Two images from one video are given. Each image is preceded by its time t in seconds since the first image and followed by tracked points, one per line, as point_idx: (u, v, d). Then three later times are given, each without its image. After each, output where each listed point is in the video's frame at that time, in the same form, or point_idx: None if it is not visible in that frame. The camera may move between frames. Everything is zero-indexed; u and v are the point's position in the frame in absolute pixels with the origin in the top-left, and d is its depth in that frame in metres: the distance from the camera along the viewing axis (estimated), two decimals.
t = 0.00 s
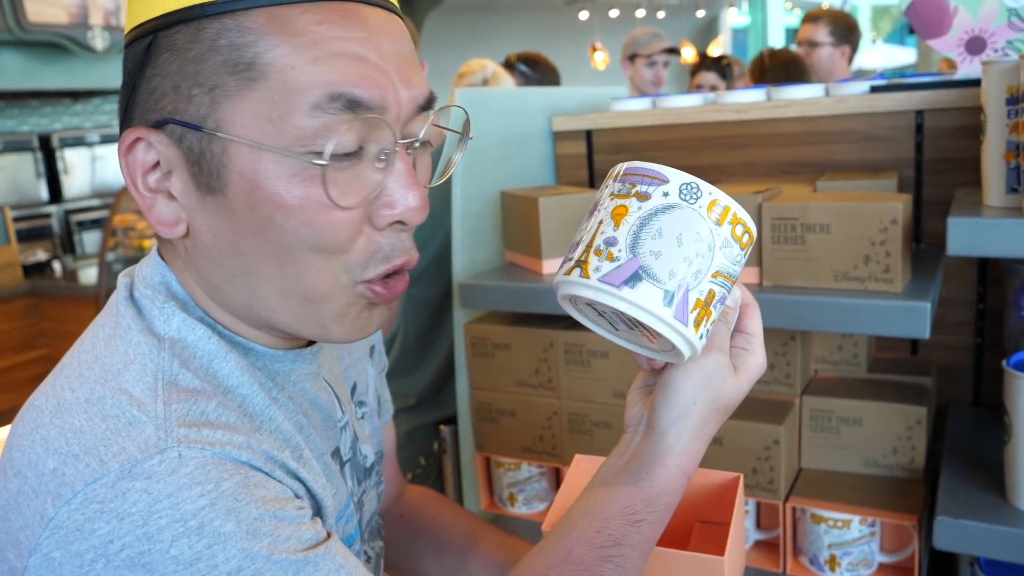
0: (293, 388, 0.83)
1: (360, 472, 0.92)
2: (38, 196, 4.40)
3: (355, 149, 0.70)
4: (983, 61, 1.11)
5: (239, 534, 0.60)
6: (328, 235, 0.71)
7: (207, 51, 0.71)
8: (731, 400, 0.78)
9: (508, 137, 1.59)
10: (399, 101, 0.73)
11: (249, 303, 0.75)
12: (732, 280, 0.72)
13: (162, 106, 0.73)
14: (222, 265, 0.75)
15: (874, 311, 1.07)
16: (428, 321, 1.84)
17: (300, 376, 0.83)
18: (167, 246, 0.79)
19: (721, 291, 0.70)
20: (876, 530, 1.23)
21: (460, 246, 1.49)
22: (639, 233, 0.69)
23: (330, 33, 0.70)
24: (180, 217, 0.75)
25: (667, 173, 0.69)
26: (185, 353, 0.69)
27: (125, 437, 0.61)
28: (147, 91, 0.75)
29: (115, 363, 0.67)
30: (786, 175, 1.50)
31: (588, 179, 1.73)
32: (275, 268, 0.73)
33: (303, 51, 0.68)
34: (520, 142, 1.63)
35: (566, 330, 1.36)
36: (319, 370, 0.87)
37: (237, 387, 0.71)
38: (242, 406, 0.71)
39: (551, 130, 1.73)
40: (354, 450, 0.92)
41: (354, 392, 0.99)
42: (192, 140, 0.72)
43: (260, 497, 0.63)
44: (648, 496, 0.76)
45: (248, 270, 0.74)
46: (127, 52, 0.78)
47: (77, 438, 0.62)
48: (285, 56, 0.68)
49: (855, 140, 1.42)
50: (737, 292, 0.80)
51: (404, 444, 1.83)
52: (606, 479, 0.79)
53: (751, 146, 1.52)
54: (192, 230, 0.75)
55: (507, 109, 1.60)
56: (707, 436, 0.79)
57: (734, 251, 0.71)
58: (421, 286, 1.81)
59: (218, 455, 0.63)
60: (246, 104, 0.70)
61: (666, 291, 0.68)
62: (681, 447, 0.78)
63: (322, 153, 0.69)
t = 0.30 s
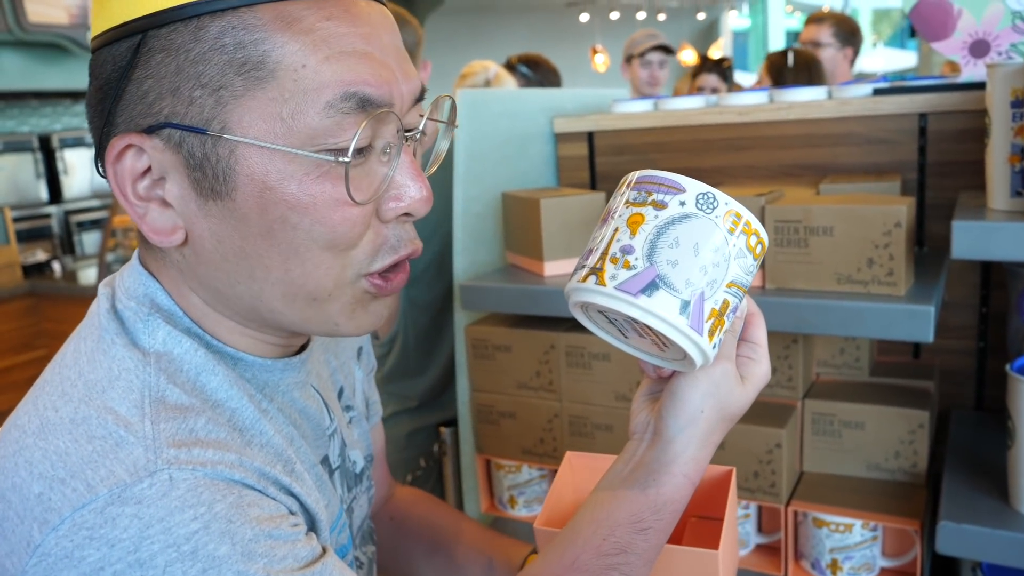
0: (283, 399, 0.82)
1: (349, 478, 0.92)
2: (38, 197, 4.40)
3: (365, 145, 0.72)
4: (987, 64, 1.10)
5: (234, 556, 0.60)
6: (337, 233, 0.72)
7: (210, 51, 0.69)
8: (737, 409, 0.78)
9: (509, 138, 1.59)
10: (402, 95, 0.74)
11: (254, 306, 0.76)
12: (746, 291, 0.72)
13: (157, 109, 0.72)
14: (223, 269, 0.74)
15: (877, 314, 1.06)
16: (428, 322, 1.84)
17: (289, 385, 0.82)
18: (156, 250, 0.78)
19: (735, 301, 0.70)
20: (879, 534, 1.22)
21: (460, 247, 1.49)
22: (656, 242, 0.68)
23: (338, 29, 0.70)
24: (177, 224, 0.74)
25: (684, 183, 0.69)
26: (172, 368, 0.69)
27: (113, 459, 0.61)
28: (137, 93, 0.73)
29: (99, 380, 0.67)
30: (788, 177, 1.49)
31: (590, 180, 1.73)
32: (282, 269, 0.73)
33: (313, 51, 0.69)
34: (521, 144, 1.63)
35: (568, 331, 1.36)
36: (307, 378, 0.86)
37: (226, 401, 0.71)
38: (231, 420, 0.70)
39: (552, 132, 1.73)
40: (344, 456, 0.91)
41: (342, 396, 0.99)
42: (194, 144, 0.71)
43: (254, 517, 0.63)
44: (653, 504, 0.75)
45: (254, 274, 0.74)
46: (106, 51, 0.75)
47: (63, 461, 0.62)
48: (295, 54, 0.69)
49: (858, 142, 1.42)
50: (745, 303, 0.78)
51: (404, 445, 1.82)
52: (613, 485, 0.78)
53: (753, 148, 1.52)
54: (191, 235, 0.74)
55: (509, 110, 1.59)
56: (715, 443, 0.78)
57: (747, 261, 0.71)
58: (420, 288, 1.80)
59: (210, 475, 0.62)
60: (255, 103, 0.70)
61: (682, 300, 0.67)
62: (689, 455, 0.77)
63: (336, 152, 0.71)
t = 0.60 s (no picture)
0: (278, 405, 0.81)
1: (343, 484, 0.92)
2: (41, 198, 4.41)
3: (366, 145, 0.73)
4: (990, 67, 1.10)
5: (233, 567, 0.60)
6: (337, 232, 0.72)
7: (211, 49, 0.69)
8: (743, 417, 0.78)
9: (511, 141, 1.59)
10: (400, 94, 0.75)
11: (252, 307, 0.76)
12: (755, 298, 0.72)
13: (156, 108, 0.71)
14: (223, 270, 0.74)
15: (879, 318, 1.06)
16: (427, 325, 1.84)
17: (283, 392, 0.82)
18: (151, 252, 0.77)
19: (743, 309, 0.70)
20: (880, 538, 1.22)
21: (461, 250, 1.49)
22: (664, 250, 0.68)
23: (339, 28, 0.71)
24: (176, 225, 0.73)
25: (692, 191, 0.69)
26: (167, 377, 0.69)
27: (109, 470, 0.60)
28: (135, 92, 0.72)
29: (93, 390, 0.66)
30: (790, 179, 1.49)
31: (591, 183, 1.73)
32: (282, 269, 0.73)
33: (315, 49, 0.69)
34: (522, 146, 1.63)
35: (568, 334, 1.36)
36: (301, 384, 0.86)
37: (221, 409, 0.71)
38: (227, 428, 0.70)
39: (554, 134, 1.73)
40: (338, 462, 0.91)
41: (335, 402, 0.98)
42: (195, 143, 0.71)
43: (253, 527, 0.63)
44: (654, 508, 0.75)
45: (253, 274, 0.74)
46: (100, 52, 0.74)
47: (57, 472, 0.61)
48: (298, 53, 0.69)
49: (861, 145, 1.41)
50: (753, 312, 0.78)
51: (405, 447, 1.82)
52: (619, 491, 0.78)
53: (755, 151, 1.52)
54: (190, 236, 0.74)
55: (511, 112, 1.59)
56: (721, 452, 0.78)
57: (755, 269, 0.71)
58: (420, 290, 1.79)
59: (208, 485, 0.62)
60: (257, 101, 0.70)
61: (691, 308, 0.67)
62: (693, 462, 0.77)
63: (341, 148, 0.71)
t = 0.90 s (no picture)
0: (283, 407, 0.82)
1: (346, 487, 0.92)
2: (44, 199, 4.43)
3: (377, 137, 0.74)
4: (991, 70, 1.10)
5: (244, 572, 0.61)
6: (342, 227, 0.73)
7: (222, 42, 0.69)
8: (752, 422, 0.78)
9: (513, 142, 1.59)
10: (408, 90, 0.76)
11: (255, 302, 0.76)
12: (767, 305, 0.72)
13: (165, 101, 0.71)
14: (229, 265, 0.74)
15: (880, 320, 1.06)
16: (427, 327, 1.84)
17: (288, 395, 0.82)
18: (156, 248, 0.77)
19: (754, 316, 0.70)
20: (881, 541, 1.22)
21: (463, 251, 1.49)
22: (676, 256, 0.68)
23: (348, 23, 0.72)
24: (183, 220, 0.73)
25: (704, 198, 0.69)
26: (175, 380, 0.69)
27: (119, 472, 0.60)
28: (144, 86, 0.72)
29: (101, 391, 0.66)
30: (793, 181, 1.49)
31: (593, 184, 1.73)
32: (287, 264, 0.73)
33: (326, 43, 0.70)
34: (524, 147, 1.63)
35: (569, 335, 1.36)
36: (306, 386, 0.86)
37: (229, 411, 0.71)
38: (235, 431, 0.70)
39: (555, 136, 1.73)
40: (341, 464, 0.92)
41: (338, 403, 0.99)
42: (204, 136, 0.71)
43: (263, 531, 0.64)
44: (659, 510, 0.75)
45: (259, 270, 0.74)
46: (107, 47, 0.74)
47: (65, 474, 0.61)
48: (309, 46, 0.70)
49: (863, 147, 1.41)
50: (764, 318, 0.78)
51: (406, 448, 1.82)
52: (628, 495, 0.78)
53: (757, 152, 1.52)
54: (198, 231, 0.74)
55: (513, 114, 1.59)
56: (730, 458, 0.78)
57: (767, 275, 0.71)
58: (420, 291, 1.79)
59: (218, 490, 0.63)
60: (267, 95, 0.70)
61: (703, 313, 0.67)
62: (703, 468, 0.77)
63: (352, 140, 0.72)
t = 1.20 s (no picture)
0: (277, 380, 0.79)
1: (340, 470, 0.90)
2: (44, 202, 4.43)
3: (337, 109, 0.72)
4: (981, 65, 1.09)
5: (212, 518, 0.57)
6: (303, 185, 0.70)
7: (202, 15, 0.70)
8: (756, 403, 0.72)
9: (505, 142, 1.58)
10: (377, 74, 0.75)
11: (229, 266, 0.72)
12: (739, 272, 0.68)
13: (150, 68, 0.71)
14: (206, 228, 0.71)
15: (871, 320, 1.05)
16: (421, 327, 1.84)
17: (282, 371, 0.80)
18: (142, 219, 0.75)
19: (712, 280, 0.67)
20: (873, 542, 1.21)
21: (454, 252, 1.48)
22: (630, 216, 0.68)
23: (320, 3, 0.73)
24: (163, 181, 0.71)
25: (670, 160, 0.68)
26: (161, 349, 0.66)
27: (97, 425, 0.58)
28: (133, 57, 0.72)
29: (86, 353, 0.64)
30: (786, 181, 1.48)
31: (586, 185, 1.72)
32: (255, 225, 0.70)
33: (294, 17, 0.71)
34: (517, 147, 1.63)
35: (560, 336, 1.35)
36: (297, 366, 0.84)
37: (214, 380, 0.68)
38: (219, 399, 0.68)
39: (548, 135, 1.72)
40: (333, 448, 0.90)
41: (336, 387, 0.98)
42: (181, 98, 0.70)
43: (235, 483, 0.60)
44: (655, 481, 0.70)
45: (229, 231, 0.71)
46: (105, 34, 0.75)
47: (48, 427, 0.59)
48: (276, 20, 0.70)
49: (856, 146, 1.40)
50: (785, 296, 0.72)
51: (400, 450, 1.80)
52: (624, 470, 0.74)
53: (749, 152, 1.51)
54: (175, 195, 0.72)
55: (505, 114, 1.58)
56: (728, 438, 0.72)
57: (736, 240, 0.67)
58: (414, 293, 1.79)
59: (193, 441, 0.60)
60: (239, 60, 0.70)
61: (641, 268, 0.66)
62: (694, 441, 0.71)
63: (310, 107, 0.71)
